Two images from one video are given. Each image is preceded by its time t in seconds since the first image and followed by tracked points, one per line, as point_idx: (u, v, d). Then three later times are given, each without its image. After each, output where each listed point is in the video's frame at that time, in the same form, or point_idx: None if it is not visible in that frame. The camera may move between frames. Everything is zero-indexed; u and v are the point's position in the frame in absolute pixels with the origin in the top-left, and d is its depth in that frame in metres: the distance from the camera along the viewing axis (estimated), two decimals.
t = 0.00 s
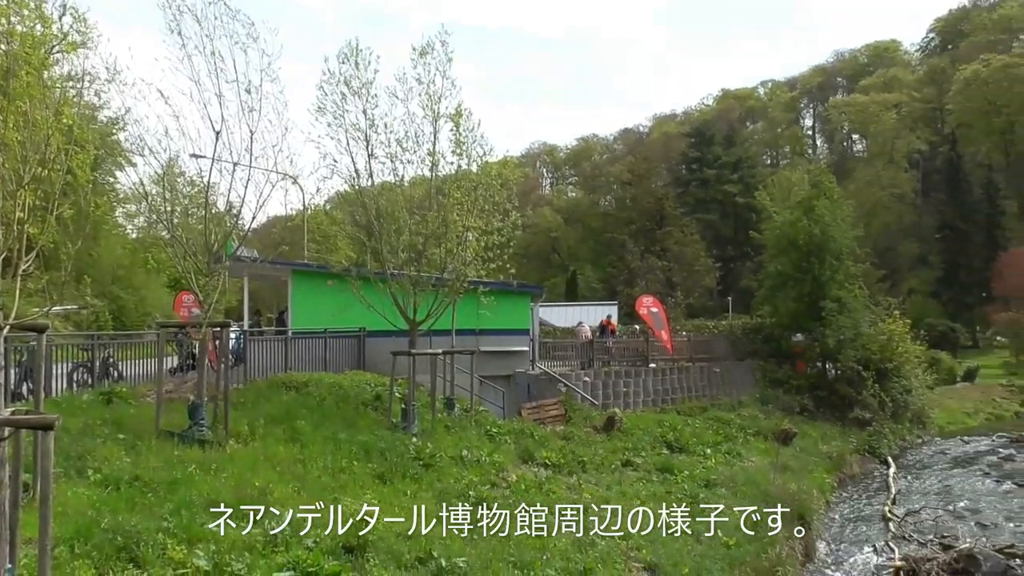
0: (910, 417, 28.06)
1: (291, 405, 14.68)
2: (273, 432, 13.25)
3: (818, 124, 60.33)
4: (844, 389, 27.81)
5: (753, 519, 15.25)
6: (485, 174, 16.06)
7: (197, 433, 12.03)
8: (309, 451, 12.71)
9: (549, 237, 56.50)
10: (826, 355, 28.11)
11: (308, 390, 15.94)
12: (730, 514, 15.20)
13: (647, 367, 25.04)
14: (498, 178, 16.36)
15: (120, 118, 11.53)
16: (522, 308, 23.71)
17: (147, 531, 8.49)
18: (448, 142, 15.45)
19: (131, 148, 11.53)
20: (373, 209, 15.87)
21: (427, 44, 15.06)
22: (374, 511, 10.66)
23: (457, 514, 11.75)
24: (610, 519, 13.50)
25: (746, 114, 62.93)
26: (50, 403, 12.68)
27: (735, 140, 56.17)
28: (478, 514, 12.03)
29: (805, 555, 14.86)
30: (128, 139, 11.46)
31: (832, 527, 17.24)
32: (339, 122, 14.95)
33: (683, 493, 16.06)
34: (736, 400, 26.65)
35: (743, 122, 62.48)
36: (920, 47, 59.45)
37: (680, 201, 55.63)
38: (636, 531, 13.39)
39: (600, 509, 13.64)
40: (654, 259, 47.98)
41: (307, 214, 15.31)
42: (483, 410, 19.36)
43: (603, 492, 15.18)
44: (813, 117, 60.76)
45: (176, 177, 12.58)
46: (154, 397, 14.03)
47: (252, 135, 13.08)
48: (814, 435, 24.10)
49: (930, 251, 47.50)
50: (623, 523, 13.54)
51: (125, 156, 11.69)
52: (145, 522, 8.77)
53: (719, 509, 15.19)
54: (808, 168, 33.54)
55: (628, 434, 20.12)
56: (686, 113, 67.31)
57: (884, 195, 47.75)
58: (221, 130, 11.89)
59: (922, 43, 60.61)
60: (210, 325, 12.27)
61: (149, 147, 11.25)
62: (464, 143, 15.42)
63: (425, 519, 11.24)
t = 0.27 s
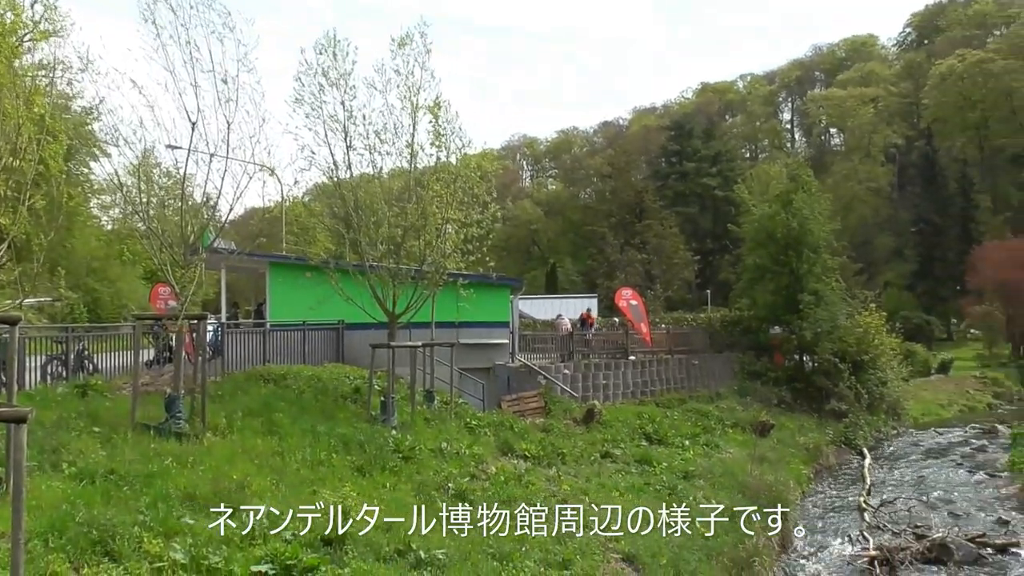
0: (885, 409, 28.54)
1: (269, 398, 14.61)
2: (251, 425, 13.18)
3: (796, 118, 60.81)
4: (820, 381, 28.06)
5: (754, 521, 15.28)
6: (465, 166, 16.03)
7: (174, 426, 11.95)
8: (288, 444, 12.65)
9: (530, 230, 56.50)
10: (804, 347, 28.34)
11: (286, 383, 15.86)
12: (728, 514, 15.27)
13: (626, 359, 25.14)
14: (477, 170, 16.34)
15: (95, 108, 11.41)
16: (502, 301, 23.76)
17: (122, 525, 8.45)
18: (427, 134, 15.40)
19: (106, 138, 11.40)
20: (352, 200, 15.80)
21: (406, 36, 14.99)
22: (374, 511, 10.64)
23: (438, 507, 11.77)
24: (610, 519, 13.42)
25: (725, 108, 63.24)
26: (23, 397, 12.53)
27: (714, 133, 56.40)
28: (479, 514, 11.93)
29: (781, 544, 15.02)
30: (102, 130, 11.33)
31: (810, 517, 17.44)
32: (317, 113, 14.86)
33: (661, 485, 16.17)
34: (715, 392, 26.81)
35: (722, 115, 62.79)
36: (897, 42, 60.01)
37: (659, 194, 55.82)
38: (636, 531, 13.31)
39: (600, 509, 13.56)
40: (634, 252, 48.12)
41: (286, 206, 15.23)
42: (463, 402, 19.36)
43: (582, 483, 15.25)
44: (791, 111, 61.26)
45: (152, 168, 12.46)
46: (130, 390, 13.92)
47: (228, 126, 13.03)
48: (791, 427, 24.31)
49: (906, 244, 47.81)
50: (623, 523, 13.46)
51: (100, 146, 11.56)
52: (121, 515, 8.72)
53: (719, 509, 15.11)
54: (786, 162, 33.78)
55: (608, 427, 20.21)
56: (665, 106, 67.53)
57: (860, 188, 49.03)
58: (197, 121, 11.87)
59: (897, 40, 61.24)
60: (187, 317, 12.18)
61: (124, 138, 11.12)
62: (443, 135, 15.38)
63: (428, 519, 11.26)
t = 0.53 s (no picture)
0: (864, 400, 28.91)
1: (249, 391, 14.52)
2: (231, 418, 13.10)
3: (778, 111, 61.16)
4: (800, 373, 28.27)
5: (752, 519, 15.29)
6: (446, 158, 15.97)
7: (152, 419, 11.85)
8: (268, 437, 12.60)
9: (512, 222, 56.45)
10: (784, 340, 28.51)
11: (266, 376, 15.76)
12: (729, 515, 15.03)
13: (608, 352, 25.19)
14: (458, 162, 16.32)
15: (70, 98, 11.26)
16: (485, 293, 23.83)
17: (99, 518, 8.40)
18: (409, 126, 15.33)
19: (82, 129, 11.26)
20: (332, 192, 15.70)
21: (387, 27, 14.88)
22: (375, 510, 10.57)
23: (420, 500, 11.76)
24: (610, 519, 13.31)
25: (707, 100, 63.44)
26: None
27: (696, 126, 56.53)
28: (479, 513, 11.82)
29: (760, 535, 15.15)
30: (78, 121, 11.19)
31: (789, 508, 17.59)
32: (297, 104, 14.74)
33: (642, 476, 16.24)
34: (696, 384, 26.93)
35: (704, 108, 63.01)
36: (878, 36, 60.44)
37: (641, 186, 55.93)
38: (637, 531, 13.20)
39: (600, 509, 13.46)
40: (616, 245, 48.18)
41: (265, 198, 15.12)
42: (445, 395, 19.35)
43: (563, 475, 15.30)
44: (773, 105, 61.63)
45: (129, 159, 12.32)
46: (108, 383, 13.79)
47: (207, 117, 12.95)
48: (771, 419, 24.47)
49: (885, 238, 47.65)
50: (622, 523, 13.34)
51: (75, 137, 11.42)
52: (98, 509, 8.66)
53: (719, 509, 15.02)
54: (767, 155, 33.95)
55: (590, 419, 20.27)
56: (648, 98, 67.66)
57: (841, 181, 48.97)
58: (175, 111, 11.78)
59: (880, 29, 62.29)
60: (165, 309, 12.07)
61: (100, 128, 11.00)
62: (424, 127, 15.31)
63: (428, 521, 11.13)
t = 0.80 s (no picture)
0: (844, 391, 29.21)
1: (230, 381, 14.43)
2: (211, 408, 13.03)
3: (761, 102, 61.43)
4: (782, 364, 28.47)
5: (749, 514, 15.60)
6: (429, 147, 15.91)
7: (131, 409, 11.77)
8: (249, 427, 12.54)
9: (496, 212, 56.37)
10: (765, 330, 28.62)
11: (247, 365, 15.67)
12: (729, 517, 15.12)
13: (591, 342, 25.24)
14: (441, 151, 16.26)
15: (47, 84, 11.12)
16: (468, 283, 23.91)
17: (77, 510, 8.35)
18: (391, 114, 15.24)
19: (59, 116, 11.12)
20: (314, 180, 15.59)
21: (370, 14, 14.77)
22: (374, 509, 10.42)
23: (402, 490, 11.74)
24: (610, 519, 13.11)
25: (692, 91, 63.56)
26: None
27: (681, 117, 56.63)
28: (479, 514, 11.53)
29: (741, 524, 15.25)
30: (55, 108, 11.05)
31: (770, 497, 17.72)
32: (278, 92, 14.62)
33: (624, 466, 16.32)
34: (678, 374, 27.04)
35: (689, 98, 63.13)
36: (861, 29, 60.77)
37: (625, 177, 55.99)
38: (636, 531, 13.04)
39: (600, 509, 13.25)
40: (599, 236, 48.20)
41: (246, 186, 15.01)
42: (428, 384, 19.34)
43: (546, 465, 15.34)
44: (757, 96, 61.94)
45: (107, 146, 12.17)
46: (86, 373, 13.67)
47: (187, 105, 12.84)
48: (753, 409, 24.62)
49: (867, 229, 47.88)
50: (623, 523, 13.17)
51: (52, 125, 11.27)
52: (76, 501, 8.59)
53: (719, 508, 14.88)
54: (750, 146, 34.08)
55: (572, 409, 20.32)
56: (633, 89, 67.72)
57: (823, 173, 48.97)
58: (154, 98, 11.68)
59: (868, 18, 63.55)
60: (144, 299, 11.96)
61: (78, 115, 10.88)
62: (406, 115, 15.24)
63: (428, 519, 10.94)
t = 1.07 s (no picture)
0: (824, 378, 29.48)
1: (209, 369, 14.35)
2: (191, 396, 12.94)
3: (744, 92, 61.68)
4: (762, 352, 28.66)
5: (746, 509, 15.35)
6: (410, 134, 15.84)
7: (109, 398, 11.68)
8: (229, 415, 12.48)
9: (479, 200, 56.25)
10: (746, 318, 28.81)
11: (227, 353, 15.57)
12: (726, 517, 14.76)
13: (573, 330, 25.26)
14: (423, 137, 16.17)
15: (21, 68, 10.92)
16: (449, 271, 24.07)
17: (56, 499, 8.28)
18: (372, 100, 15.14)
19: (34, 102, 10.96)
20: (294, 167, 15.44)
21: None
22: (374, 510, 10.25)
23: (384, 478, 11.74)
24: (609, 519, 12.98)
25: (675, 80, 63.61)
26: None
27: (664, 106, 56.68)
28: (478, 513, 11.35)
29: (721, 511, 15.35)
30: (30, 93, 10.88)
31: (748, 483, 17.88)
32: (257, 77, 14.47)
33: (606, 453, 16.40)
34: (660, 362, 27.14)
35: (672, 87, 63.20)
36: (843, 19, 61.07)
37: (608, 165, 56.02)
38: (636, 531, 12.91)
39: (599, 509, 13.10)
40: (582, 224, 48.16)
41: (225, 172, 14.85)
42: (410, 372, 19.30)
43: (528, 452, 15.38)
44: (739, 85, 62.26)
45: (84, 131, 11.99)
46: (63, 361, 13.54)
47: (165, 91, 12.73)
48: (733, 397, 24.78)
49: (847, 218, 48.47)
50: (622, 523, 13.03)
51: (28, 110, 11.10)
52: (53, 490, 8.51)
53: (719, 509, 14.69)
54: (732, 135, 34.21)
55: (554, 396, 20.36)
56: (616, 78, 67.73)
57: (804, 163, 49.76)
58: (132, 82, 11.56)
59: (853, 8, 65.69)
60: (121, 286, 11.84)
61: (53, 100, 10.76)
62: (387, 101, 15.14)
63: (427, 518, 10.74)
